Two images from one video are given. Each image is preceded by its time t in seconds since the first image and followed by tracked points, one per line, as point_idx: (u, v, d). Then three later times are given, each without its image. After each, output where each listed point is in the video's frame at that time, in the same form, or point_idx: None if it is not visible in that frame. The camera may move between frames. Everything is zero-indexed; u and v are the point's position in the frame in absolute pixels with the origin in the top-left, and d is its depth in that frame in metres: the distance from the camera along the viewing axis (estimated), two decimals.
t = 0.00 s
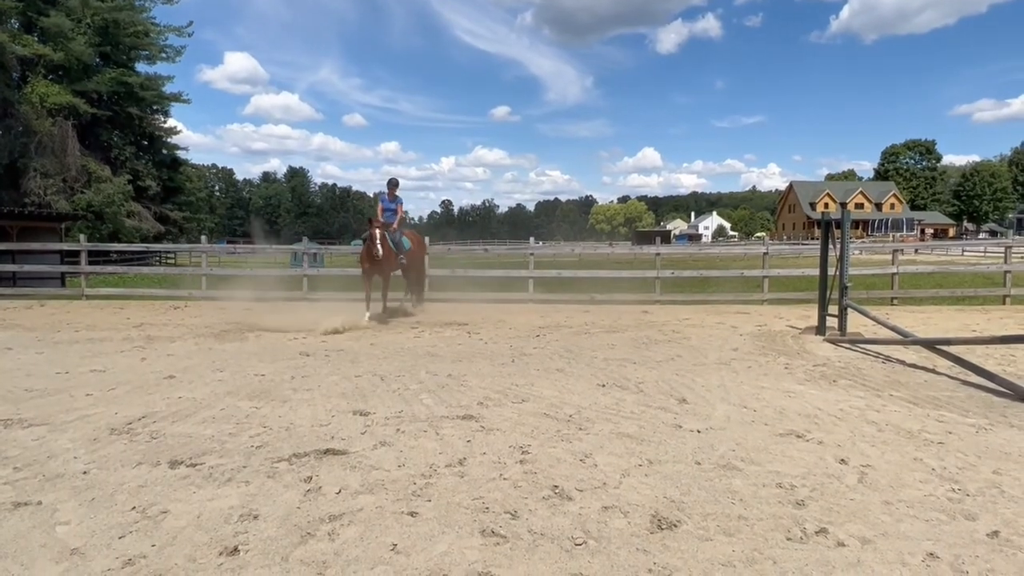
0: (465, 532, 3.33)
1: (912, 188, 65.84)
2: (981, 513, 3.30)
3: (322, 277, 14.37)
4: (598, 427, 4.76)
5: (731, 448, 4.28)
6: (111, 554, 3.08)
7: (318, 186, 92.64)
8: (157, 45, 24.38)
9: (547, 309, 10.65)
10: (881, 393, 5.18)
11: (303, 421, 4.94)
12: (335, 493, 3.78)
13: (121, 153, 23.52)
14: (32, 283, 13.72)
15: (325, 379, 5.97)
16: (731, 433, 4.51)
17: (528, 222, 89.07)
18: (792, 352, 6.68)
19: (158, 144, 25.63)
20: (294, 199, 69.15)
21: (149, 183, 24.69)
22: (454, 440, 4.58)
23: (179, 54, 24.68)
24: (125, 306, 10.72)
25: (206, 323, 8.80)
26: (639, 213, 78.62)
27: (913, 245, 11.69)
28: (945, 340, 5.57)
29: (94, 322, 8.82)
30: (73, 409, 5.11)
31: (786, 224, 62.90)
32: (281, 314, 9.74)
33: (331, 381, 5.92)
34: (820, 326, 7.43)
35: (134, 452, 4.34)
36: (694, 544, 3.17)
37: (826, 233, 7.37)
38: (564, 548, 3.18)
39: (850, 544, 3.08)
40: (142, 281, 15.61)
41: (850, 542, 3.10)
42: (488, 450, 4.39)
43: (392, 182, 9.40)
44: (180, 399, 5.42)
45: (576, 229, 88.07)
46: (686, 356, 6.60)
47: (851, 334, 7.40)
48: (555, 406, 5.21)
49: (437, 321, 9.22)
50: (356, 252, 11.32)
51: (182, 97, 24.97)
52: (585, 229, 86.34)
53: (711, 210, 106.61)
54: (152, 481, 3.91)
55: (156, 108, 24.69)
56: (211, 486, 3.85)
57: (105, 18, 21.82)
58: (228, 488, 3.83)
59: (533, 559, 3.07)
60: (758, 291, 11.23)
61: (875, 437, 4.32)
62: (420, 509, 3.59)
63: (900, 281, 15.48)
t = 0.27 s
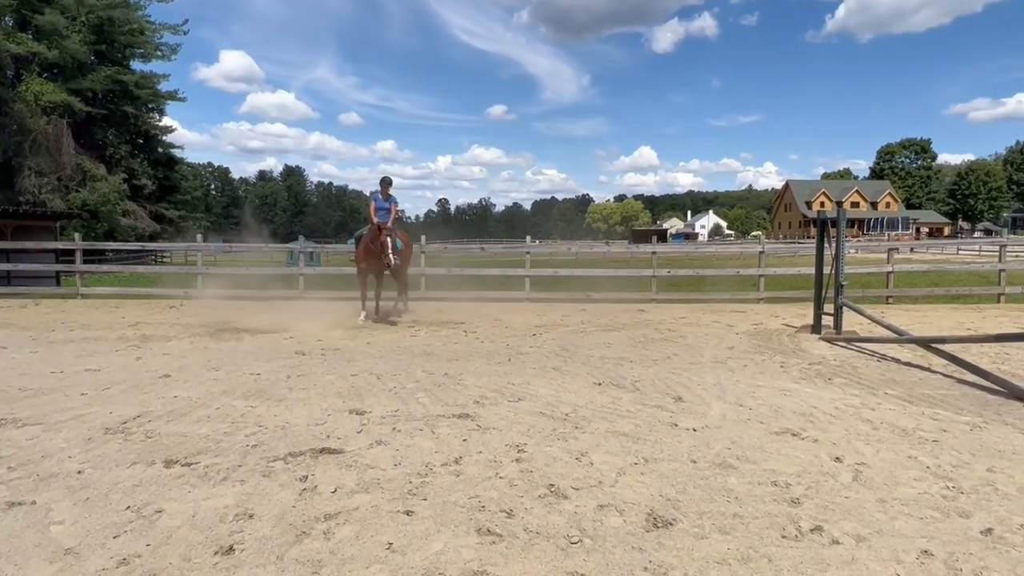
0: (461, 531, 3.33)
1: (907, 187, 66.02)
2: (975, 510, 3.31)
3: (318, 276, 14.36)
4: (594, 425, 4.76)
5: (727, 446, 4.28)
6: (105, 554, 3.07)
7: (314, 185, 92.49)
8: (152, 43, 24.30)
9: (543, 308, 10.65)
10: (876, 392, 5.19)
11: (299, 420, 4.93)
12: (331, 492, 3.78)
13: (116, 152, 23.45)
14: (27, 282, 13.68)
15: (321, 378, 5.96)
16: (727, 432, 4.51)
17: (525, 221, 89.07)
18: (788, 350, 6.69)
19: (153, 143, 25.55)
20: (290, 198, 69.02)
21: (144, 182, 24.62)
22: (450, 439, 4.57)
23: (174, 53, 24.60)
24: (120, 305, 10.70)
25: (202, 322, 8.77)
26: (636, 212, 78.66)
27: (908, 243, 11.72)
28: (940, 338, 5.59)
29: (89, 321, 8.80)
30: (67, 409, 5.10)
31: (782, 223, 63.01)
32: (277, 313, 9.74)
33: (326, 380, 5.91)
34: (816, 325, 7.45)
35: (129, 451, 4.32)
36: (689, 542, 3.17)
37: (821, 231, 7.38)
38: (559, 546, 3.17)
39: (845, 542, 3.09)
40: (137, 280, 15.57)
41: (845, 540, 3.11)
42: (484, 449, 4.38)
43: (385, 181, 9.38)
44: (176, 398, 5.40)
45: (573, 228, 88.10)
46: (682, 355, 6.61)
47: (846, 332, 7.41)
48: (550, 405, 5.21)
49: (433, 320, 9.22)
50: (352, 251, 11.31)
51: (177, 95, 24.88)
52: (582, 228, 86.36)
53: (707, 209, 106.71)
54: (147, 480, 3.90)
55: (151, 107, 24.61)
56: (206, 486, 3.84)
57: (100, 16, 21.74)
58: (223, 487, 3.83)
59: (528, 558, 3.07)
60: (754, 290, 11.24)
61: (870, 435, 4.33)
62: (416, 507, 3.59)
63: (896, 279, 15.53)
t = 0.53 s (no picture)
0: (456, 530, 3.33)
1: (901, 186, 66.26)
2: (968, 508, 3.32)
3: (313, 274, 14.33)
4: (589, 424, 4.76)
5: (721, 444, 4.29)
6: (99, 554, 3.06)
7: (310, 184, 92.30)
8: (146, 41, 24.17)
9: (539, 307, 10.65)
10: (870, 390, 5.21)
11: (294, 419, 4.92)
12: (325, 491, 3.77)
13: (110, 150, 23.35)
14: (20, 281, 13.63)
15: (316, 377, 5.95)
16: (722, 430, 4.52)
17: (521, 220, 89.05)
18: (782, 348, 6.71)
19: (148, 141, 25.42)
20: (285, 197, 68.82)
21: (138, 180, 24.53)
22: (445, 438, 4.57)
23: (168, 50, 24.48)
24: (114, 304, 10.66)
25: (196, 321, 8.74)
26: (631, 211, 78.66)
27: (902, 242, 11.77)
28: (934, 337, 5.61)
29: (83, 319, 8.76)
30: (60, 408, 5.07)
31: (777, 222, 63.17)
32: (272, 312, 9.73)
33: (321, 378, 5.90)
34: (810, 323, 7.47)
35: (122, 450, 4.30)
36: (684, 540, 3.18)
37: (816, 230, 7.40)
38: (554, 545, 3.17)
39: (838, 540, 3.10)
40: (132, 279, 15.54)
41: (839, 538, 3.12)
42: (479, 448, 4.38)
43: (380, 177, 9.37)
44: (170, 397, 5.38)
45: (569, 227, 88.13)
46: (677, 353, 6.62)
47: (840, 330, 7.44)
48: (546, 403, 5.21)
49: (428, 319, 9.20)
50: (347, 249, 11.28)
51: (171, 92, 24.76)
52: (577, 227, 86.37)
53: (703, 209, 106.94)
54: (141, 479, 3.88)
55: (145, 105, 24.49)
56: (200, 485, 3.82)
57: (93, 13, 21.64)
58: (218, 486, 3.81)
59: (523, 556, 3.07)
60: (749, 288, 11.27)
61: (864, 433, 4.34)
62: (411, 506, 3.59)
63: (890, 278, 15.59)
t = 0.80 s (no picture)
0: (450, 528, 3.33)
1: (894, 185, 66.57)
2: (959, 505, 3.34)
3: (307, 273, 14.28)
4: (583, 422, 4.76)
5: (715, 443, 4.30)
6: (91, 554, 3.04)
7: (303, 183, 92.01)
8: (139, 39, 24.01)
9: (533, 306, 10.64)
10: (863, 388, 5.24)
11: (287, 418, 4.90)
12: (319, 491, 3.76)
13: (102, 148, 23.21)
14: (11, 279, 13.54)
15: (310, 376, 5.93)
16: (715, 428, 4.54)
17: (515, 219, 89.01)
18: (775, 347, 6.74)
19: (140, 139, 25.24)
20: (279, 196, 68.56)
21: (130, 178, 24.38)
22: (439, 436, 4.56)
23: (160, 48, 24.34)
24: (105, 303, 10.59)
25: (188, 320, 8.70)
26: (625, 210, 78.70)
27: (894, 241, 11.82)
28: (925, 335, 5.64)
29: (75, 319, 8.71)
30: (51, 407, 5.04)
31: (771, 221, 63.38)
32: (265, 311, 9.69)
33: (315, 378, 5.89)
34: (803, 322, 7.50)
35: (114, 450, 4.28)
36: (678, 538, 3.18)
37: (809, 229, 7.43)
38: (548, 543, 3.18)
39: (831, 537, 3.11)
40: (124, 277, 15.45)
41: (832, 535, 3.13)
42: (473, 447, 4.38)
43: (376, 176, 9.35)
44: (162, 396, 5.35)
45: (563, 227, 88.18)
46: (671, 352, 6.64)
47: (833, 329, 7.47)
48: (540, 402, 5.21)
49: (422, 318, 9.18)
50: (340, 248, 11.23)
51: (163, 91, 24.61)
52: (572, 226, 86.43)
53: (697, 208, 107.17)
54: (133, 479, 3.86)
55: (137, 103, 24.34)
56: (193, 484, 3.81)
57: (85, 11, 21.49)
58: (211, 486, 3.80)
59: (517, 555, 3.07)
60: (743, 288, 11.29)
61: (856, 432, 4.36)
62: (405, 505, 3.58)
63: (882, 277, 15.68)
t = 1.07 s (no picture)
0: (443, 527, 3.32)
1: (884, 186, 67.01)
2: (949, 502, 3.37)
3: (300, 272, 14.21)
4: (576, 421, 4.77)
5: (708, 442, 4.32)
6: (81, 554, 3.02)
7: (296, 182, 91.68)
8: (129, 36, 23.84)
9: (527, 305, 10.63)
10: (854, 387, 5.27)
11: (280, 418, 4.88)
12: (312, 490, 3.74)
13: (92, 147, 23.05)
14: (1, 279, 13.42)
15: (302, 376, 5.91)
16: (708, 427, 4.55)
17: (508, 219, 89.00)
18: (768, 346, 6.77)
19: (131, 137, 25.05)
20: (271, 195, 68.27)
21: (121, 177, 24.22)
22: (432, 436, 4.56)
23: (151, 46, 24.18)
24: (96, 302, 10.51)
25: (180, 319, 8.65)
26: (618, 210, 78.81)
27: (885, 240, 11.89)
28: (916, 334, 5.68)
29: (65, 318, 8.64)
30: (41, 407, 5.00)
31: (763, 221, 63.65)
32: (258, 310, 9.64)
33: (308, 377, 5.86)
34: (796, 321, 7.53)
35: (105, 450, 4.25)
36: (670, 536, 3.19)
37: (801, 228, 7.46)
38: (541, 542, 3.18)
39: (822, 535, 3.13)
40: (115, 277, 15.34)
41: (823, 533, 3.15)
42: (466, 446, 4.37)
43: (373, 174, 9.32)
44: (154, 396, 5.32)
45: (556, 226, 88.27)
46: (664, 351, 6.66)
47: (825, 328, 7.51)
48: (533, 401, 5.21)
49: (415, 317, 9.16)
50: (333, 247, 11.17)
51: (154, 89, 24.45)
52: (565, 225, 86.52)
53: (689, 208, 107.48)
54: (124, 480, 3.83)
55: (128, 101, 24.17)
56: (185, 485, 3.78)
57: (75, 8, 21.32)
58: (203, 486, 3.77)
59: (510, 553, 3.07)
60: (735, 287, 11.32)
61: (847, 430, 4.39)
62: (398, 505, 3.57)
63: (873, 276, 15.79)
